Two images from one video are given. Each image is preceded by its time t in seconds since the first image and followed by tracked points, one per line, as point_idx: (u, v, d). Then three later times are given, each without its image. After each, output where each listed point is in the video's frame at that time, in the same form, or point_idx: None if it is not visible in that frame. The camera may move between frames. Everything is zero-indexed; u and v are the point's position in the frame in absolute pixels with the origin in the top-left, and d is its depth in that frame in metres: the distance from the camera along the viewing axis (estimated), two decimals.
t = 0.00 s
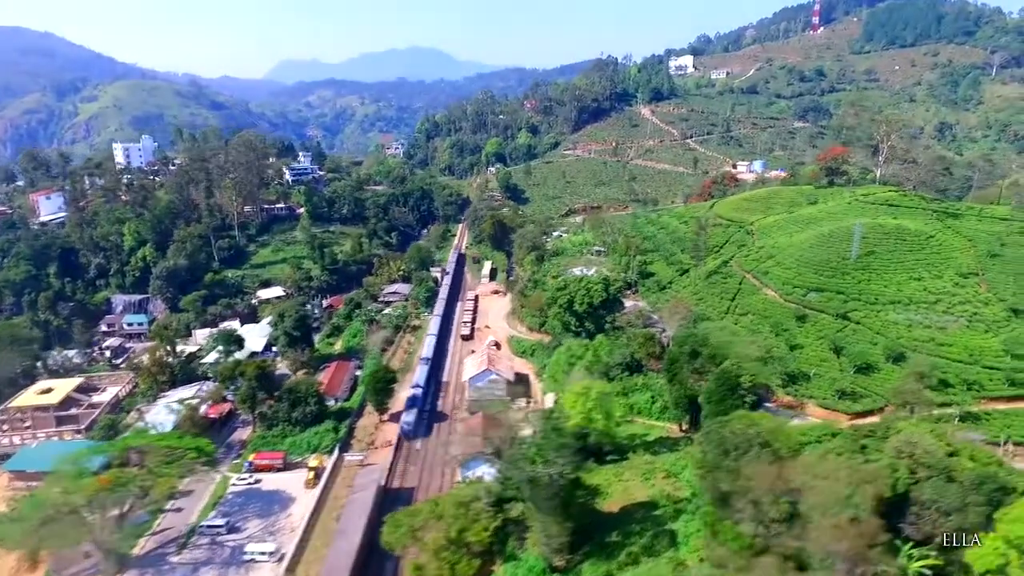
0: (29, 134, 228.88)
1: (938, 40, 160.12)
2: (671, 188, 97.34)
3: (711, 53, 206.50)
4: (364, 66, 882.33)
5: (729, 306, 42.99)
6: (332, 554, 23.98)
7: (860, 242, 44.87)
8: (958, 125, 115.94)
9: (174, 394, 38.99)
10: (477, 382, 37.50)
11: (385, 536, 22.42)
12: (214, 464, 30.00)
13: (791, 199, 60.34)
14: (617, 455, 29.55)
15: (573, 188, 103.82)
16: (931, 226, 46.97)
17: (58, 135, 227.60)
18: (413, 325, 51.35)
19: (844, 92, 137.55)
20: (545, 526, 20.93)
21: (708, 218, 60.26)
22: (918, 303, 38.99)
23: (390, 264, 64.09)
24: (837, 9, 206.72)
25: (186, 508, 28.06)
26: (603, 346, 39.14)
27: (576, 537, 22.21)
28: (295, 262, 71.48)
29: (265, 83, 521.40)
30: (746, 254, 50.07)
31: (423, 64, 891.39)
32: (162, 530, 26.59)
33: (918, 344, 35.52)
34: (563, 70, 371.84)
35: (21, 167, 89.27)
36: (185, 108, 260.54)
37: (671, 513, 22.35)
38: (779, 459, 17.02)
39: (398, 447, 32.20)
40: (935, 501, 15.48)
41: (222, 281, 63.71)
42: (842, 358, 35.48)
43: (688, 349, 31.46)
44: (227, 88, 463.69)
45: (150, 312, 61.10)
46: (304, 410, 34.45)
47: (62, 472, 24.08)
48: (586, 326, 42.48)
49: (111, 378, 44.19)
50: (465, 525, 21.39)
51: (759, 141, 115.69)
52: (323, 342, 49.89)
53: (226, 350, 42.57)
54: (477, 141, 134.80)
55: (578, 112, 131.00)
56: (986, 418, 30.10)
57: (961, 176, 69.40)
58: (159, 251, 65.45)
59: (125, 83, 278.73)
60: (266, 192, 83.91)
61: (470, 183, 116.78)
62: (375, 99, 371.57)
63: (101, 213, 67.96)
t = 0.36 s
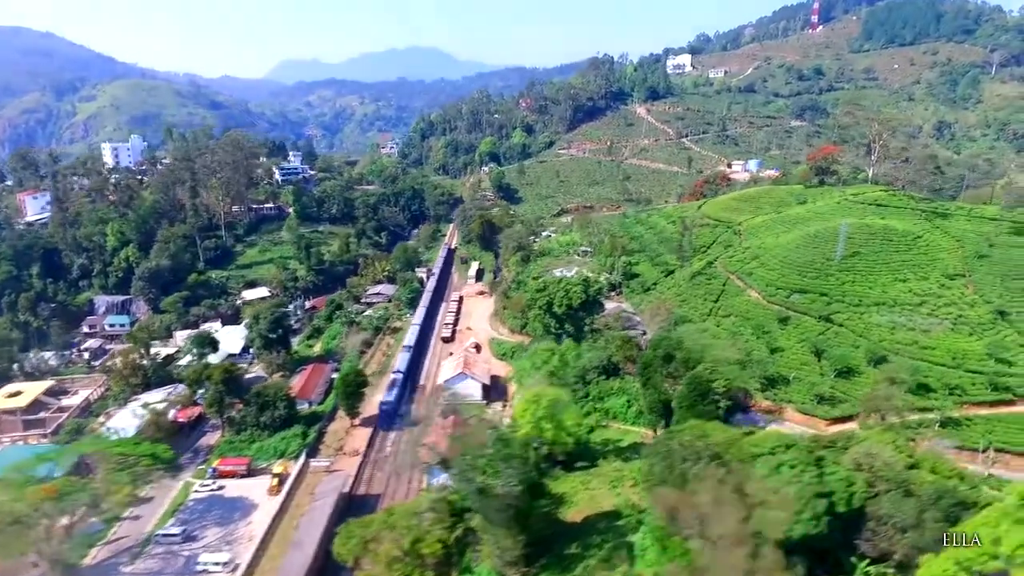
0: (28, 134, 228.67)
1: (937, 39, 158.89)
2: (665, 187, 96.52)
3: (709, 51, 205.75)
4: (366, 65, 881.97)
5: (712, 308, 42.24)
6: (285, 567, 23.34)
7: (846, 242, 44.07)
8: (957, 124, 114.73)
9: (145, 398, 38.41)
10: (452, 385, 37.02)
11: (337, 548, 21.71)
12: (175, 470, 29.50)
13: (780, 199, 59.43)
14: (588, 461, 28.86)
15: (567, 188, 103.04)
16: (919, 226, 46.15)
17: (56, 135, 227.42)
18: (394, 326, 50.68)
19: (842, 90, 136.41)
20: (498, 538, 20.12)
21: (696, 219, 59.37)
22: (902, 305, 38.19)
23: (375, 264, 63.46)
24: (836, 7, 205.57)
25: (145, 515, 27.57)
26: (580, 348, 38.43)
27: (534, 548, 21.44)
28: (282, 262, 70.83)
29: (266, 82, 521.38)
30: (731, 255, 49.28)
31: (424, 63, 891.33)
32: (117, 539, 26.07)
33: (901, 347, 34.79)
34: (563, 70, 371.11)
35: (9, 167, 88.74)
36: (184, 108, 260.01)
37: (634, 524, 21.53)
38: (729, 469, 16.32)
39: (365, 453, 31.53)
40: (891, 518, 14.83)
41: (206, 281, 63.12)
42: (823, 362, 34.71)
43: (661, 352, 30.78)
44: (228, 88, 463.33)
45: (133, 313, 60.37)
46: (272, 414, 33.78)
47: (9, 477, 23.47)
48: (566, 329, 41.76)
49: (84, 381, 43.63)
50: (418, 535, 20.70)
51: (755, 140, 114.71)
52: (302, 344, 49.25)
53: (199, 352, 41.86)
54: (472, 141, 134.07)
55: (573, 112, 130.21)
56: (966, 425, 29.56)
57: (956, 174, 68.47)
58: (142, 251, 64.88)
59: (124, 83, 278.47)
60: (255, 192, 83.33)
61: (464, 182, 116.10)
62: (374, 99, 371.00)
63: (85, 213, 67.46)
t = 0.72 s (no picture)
0: (24, 134, 228.10)
1: (935, 37, 157.49)
2: (656, 187, 95.39)
3: (706, 50, 204.53)
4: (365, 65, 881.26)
5: (690, 312, 41.24)
6: None
7: (827, 244, 43.06)
8: (952, 122, 113.41)
9: (105, 405, 37.50)
10: (419, 393, 35.93)
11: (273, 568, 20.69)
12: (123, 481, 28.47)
13: (766, 199, 58.35)
14: (551, 472, 27.85)
15: (557, 187, 101.96)
16: (904, 227, 45.09)
17: (51, 135, 226.49)
18: (369, 329, 49.70)
19: (838, 89, 135.13)
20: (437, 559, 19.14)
21: (680, 219, 58.25)
22: (883, 308, 37.16)
23: (355, 266, 62.53)
24: (834, 5, 204.07)
25: (88, 530, 26.59)
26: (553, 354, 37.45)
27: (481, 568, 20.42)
28: (264, 263, 69.73)
29: (265, 81, 520.53)
30: (712, 257, 48.23)
31: (424, 62, 889.88)
32: (56, 555, 25.10)
33: (879, 353, 33.78)
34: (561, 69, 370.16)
35: None
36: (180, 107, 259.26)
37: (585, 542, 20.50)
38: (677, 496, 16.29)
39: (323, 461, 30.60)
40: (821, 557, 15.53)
41: (184, 283, 62.11)
42: (799, 368, 33.66)
43: (628, 359, 29.71)
44: (227, 88, 463.30)
45: (110, 315, 59.31)
46: (231, 423, 32.78)
47: None
48: (540, 334, 40.71)
49: (50, 387, 42.63)
50: (356, 555, 19.70)
51: (749, 139, 113.44)
52: (275, 349, 48.24)
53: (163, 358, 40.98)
54: (464, 140, 133.03)
55: (566, 111, 129.13)
56: (943, 434, 28.65)
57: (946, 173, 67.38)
58: (119, 253, 63.99)
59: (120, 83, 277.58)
60: (239, 192, 82.42)
61: (454, 182, 115.06)
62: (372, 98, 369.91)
63: (62, 215, 66.63)
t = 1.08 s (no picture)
0: (19, 133, 226.81)
1: (932, 37, 156.03)
2: (646, 187, 94.13)
3: (703, 50, 203.18)
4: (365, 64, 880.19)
5: (664, 318, 40.13)
6: None
7: (806, 250, 41.97)
8: (948, 123, 111.95)
9: (60, 414, 36.47)
10: (381, 401, 34.68)
11: None
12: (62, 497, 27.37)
13: (751, 201, 57.12)
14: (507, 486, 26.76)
15: (547, 188, 100.74)
16: (886, 231, 43.94)
17: (46, 134, 225.39)
18: (341, 333, 48.61)
19: (834, 89, 133.70)
20: None
21: (663, 221, 57.00)
22: (860, 316, 36.01)
23: (332, 269, 62.01)
24: (832, 5, 202.43)
25: (20, 548, 25.54)
26: (520, 362, 36.34)
27: None
28: (243, 265, 68.55)
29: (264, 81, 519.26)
30: (691, 261, 47.08)
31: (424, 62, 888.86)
32: None
33: (854, 363, 32.64)
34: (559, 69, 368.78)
35: None
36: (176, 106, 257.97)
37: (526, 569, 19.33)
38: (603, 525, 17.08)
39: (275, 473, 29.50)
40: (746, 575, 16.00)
41: (158, 286, 61.02)
42: (771, 377, 32.49)
43: (588, 370, 28.56)
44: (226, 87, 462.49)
45: (82, 318, 58.51)
46: (182, 433, 31.65)
47: None
48: (509, 340, 39.72)
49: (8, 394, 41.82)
50: None
51: (742, 139, 112.04)
52: (244, 354, 47.15)
53: (122, 365, 39.99)
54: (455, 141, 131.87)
55: (558, 111, 127.88)
56: (916, 447, 27.47)
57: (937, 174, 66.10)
58: (93, 255, 62.97)
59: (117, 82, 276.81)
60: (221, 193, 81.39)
61: (444, 182, 113.85)
62: (370, 98, 368.66)
63: (37, 216, 65.67)
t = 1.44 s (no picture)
0: (17, 133, 225.95)
1: (931, 37, 155.43)
2: (642, 188, 93.62)
3: (702, 50, 202.67)
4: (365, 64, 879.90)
5: (655, 320, 39.70)
6: None
7: (798, 252, 41.58)
8: (948, 123, 111.42)
9: (43, 419, 36.12)
10: (366, 404, 34.46)
11: None
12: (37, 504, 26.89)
13: (745, 202, 56.60)
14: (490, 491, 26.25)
15: (543, 188, 100.28)
16: (881, 233, 43.52)
17: (44, 134, 224.87)
18: (330, 335, 48.22)
19: (832, 89, 133.08)
20: None
21: (656, 223, 56.47)
22: (852, 319, 35.58)
23: (324, 270, 61.57)
24: (831, 4, 201.67)
25: None
26: (508, 366, 36.03)
27: None
28: (235, 266, 68.03)
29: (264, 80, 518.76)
30: (684, 262, 46.62)
31: (424, 62, 888.39)
32: None
33: (845, 366, 32.27)
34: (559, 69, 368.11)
35: None
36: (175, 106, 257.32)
37: None
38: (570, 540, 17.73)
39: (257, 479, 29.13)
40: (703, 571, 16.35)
41: (149, 287, 60.55)
42: (760, 381, 32.07)
43: (574, 375, 28.23)
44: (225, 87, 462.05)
45: (72, 319, 58.04)
46: (164, 437, 31.14)
47: None
48: (497, 342, 39.38)
49: None
50: None
51: (740, 139, 111.47)
52: (232, 356, 46.72)
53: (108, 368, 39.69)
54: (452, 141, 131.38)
55: (555, 111, 127.36)
56: (908, 452, 27.09)
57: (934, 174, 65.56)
58: (83, 256, 62.56)
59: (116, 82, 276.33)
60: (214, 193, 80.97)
61: (440, 183, 113.41)
62: (369, 97, 368.05)
63: (27, 217, 65.27)
